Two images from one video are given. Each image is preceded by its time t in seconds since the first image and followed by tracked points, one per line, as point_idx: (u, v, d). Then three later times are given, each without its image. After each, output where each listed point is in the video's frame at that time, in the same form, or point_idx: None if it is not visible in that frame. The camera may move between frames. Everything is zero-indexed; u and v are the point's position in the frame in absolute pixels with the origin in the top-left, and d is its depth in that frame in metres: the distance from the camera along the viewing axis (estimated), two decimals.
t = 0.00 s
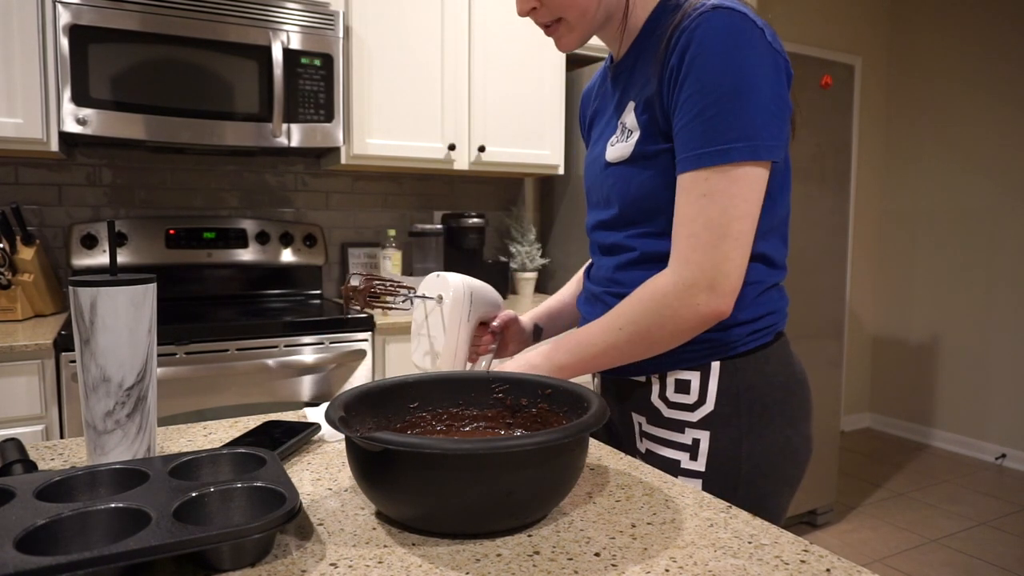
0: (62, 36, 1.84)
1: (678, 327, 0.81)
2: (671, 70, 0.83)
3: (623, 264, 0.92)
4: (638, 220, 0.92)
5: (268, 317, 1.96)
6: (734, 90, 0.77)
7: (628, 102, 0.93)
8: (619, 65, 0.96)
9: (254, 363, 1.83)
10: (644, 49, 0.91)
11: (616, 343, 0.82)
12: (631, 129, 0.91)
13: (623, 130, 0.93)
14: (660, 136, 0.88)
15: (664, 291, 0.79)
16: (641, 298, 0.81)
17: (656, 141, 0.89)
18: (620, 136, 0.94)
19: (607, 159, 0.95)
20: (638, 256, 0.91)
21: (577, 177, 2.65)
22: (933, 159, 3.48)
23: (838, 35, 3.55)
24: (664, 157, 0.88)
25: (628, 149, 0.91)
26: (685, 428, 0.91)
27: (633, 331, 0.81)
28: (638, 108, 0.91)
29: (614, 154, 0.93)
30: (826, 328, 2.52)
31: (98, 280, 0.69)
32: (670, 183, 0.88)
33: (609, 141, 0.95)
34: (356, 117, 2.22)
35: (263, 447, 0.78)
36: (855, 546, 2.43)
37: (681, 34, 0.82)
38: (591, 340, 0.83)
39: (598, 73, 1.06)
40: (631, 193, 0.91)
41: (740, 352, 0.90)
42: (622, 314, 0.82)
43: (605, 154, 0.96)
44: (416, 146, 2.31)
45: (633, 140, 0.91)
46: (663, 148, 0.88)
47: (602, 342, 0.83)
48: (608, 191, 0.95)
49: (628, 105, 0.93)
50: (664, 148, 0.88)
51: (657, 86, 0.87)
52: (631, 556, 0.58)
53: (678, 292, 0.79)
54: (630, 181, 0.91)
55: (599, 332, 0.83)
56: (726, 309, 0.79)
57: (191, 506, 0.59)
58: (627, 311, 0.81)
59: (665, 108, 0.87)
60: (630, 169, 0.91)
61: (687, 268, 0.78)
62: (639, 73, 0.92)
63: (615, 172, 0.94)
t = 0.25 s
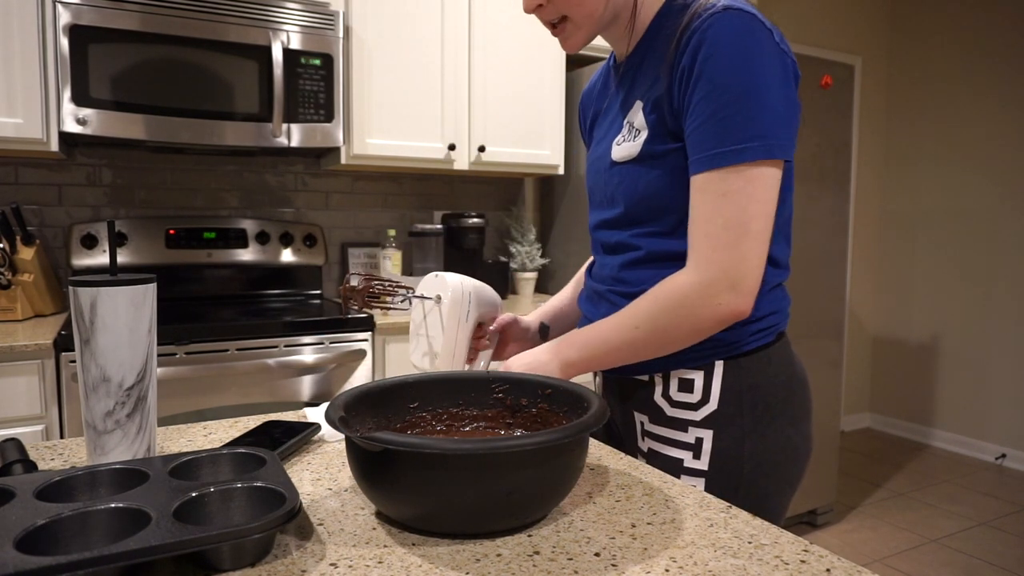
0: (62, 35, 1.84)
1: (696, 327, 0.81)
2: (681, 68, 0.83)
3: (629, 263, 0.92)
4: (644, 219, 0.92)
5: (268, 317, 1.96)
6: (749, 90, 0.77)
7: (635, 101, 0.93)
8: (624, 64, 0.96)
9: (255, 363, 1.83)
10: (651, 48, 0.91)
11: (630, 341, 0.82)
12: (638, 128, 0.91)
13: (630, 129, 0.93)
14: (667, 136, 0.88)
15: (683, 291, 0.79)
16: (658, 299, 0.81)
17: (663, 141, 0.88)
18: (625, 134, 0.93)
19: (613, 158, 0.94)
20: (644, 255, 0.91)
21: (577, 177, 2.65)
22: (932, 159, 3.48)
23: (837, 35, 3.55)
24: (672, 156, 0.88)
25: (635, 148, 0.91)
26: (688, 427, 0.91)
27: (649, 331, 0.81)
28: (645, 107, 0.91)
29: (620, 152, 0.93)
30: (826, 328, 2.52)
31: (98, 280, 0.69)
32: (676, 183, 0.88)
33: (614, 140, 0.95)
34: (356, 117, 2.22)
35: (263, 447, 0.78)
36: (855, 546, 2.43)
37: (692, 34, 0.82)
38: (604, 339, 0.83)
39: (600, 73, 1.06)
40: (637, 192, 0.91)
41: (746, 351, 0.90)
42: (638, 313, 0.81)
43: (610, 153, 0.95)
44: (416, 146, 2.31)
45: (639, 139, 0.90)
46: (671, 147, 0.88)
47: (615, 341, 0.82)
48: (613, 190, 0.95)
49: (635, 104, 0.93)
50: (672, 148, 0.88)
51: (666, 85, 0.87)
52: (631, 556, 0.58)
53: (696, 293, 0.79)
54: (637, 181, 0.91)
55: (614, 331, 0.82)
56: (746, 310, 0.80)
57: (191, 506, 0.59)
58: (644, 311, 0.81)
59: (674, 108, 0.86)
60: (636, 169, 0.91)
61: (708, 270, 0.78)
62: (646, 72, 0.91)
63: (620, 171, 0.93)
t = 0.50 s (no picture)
0: (62, 35, 1.84)
1: (771, 325, 0.77)
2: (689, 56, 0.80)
3: (627, 258, 0.90)
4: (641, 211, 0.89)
5: (268, 317, 1.96)
6: (770, 77, 0.74)
7: (635, 91, 0.90)
8: (623, 54, 0.93)
9: (254, 363, 1.83)
10: (649, 39, 0.89)
11: (700, 340, 0.75)
12: (640, 119, 0.88)
13: (628, 119, 0.90)
14: (667, 127, 0.86)
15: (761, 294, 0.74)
16: (735, 296, 0.75)
17: (664, 133, 0.86)
18: (622, 125, 0.91)
19: (609, 149, 0.92)
20: (642, 249, 0.89)
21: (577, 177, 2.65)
22: (932, 159, 3.48)
23: (838, 35, 3.55)
24: (674, 148, 0.85)
25: (635, 139, 0.88)
26: (681, 424, 0.91)
27: (724, 330, 0.75)
28: (646, 97, 0.88)
29: (619, 143, 0.90)
30: (826, 328, 2.52)
31: (98, 280, 0.69)
32: (677, 176, 0.86)
33: (611, 130, 0.92)
34: (356, 117, 2.22)
35: (263, 447, 0.78)
36: (855, 546, 2.43)
37: (701, 20, 0.79)
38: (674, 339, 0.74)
39: (593, 64, 1.04)
40: (635, 185, 0.88)
41: (748, 347, 0.91)
42: (715, 312, 0.75)
43: (607, 144, 0.93)
44: (416, 146, 2.31)
45: (640, 130, 0.88)
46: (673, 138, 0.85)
47: (687, 341, 0.74)
48: (609, 181, 0.92)
49: (634, 94, 0.90)
50: (673, 140, 0.85)
51: (671, 74, 0.84)
52: (631, 556, 0.58)
53: (785, 290, 0.74)
54: (634, 173, 0.88)
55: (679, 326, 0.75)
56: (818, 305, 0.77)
57: (191, 506, 0.59)
58: (721, 309, 0.75)
59: (676, 98, 0.84)
60: (634, 160, 0.88)
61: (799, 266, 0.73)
62: (647, 61, 0.89)
63: (617, 162, 0.91)
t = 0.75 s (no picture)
0: (62, 35, 1.84)
1: (780, 322, 0.76)
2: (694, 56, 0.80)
3: (630, 259, 0.90)
4: (644, 211, 0.89)
5: (268, 317, 1.96)
6: (778, 78, 0.74)
7: (638, 90, 0.90)
8: (625, 53, 0.93)
9: (254, 363, 1.83)
10: (652, 39, 0.89)
11: (711, 337, 0.74)
12: (643, 118, 0.88)
13: (630, 118, 0.89)
14: (671, 126, 0.85)
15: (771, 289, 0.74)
16: (747, 292, 0.74)
17: (668, 132, 0.85)
18: (624, 124, 0.90)
19: (611, 148, 0.91)
20: (645, 248, 0.88)
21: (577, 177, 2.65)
22: (933, 159, 3.48)
23: (838, 35, 3.55)
24: (677, 148, 0.85)
25: (638, 138, 0.87)
26: (684, 424, 0.91)
27: (736, 326, 0.74)
28: (649, 96, 0.87)
29: (621, 142, 0.90)
30: (826, 328, 2.52)
31: (98, 280, 0.69)
32: (681, 176, 0.85)
33: (612, 129, 0.92)
34: (355, 117, 2.22)
35: (263, 447, 0.78)
36: (855, 546, 2.43)
37: (707, 19, 0.79)
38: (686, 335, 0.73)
39: (593, 64, 1.03)
40: (638, 184, 0.88)
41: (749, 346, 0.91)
42: (728, 307, 0.74)
43: (608, 142, 0.92)
44: (416, 146, 2.31)
45: (643, 129, 0.87)
46: (677, 138, 0.85)
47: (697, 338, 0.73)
48: (610, 180, 0.92)
49: (637, 93, 0.90)
50: (677, 139, 0.85)
51: (676, 73, 0.84)
52: (631, 556, 0.58)
53: (797, 287, 0.73)
54: (636, 172, 0.88)
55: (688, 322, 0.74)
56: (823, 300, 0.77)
57: (191, 506, 0.59)
58: (732, 304, 0.74)
59: (681, 98, 0.84)
60: (637, 159, 0.88)
61: (810, 264, 0.73)
62: (650, 60, 0.88)
63: (619, 161, 0.90)
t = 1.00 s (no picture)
0: (62, 35, 1.84)
1: (794, 316, 0.75)
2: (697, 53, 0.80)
3: (634, 258, 0.90)
4: (649, 210, 0.89)
5: (268, 317, 1.96)
6: (785, 74, 0.74)
7: (641, 88, 0.90)
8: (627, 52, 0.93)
9: (255, 363, 1.83)
10: (654, 37, 0.89)
11: (726, 330, 0.71)
12: (647, 116, 0.88)
13: (635, 117, 0.89)
14: (676, 124, 0.85)
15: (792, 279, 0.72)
16: (765, 285, 0.72)
17: (673, 130, 0.85)
18: (629, 122, 0.90)
19: (615, 146, 0.91)
20: (651, 247, 0.88)
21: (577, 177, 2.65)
22: (933, 159, 3.48)
23: (838, 35, 3.55)
24: (682, 146, 0.85)
25: (643, 136, 0.87)
26: (691, 427, 0.90)
27: (752, 320, 0.72)
28: (654, 94, 0.87)
29: (625, 141, 0.90)
30: (826, 327, 2.52)
31: (98, 280, 0.69)
32: (687, 174, 0.85)
33: (616, 128, 0.92)
34: (355, 117, 2.22)
35: (263, 447, 0.78)
36: (855, 546, 2.43)
37: (711, 15, 0.79)
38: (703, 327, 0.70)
39: (595, 64, 1.03)
40: (642, 182, 0.88)
41: (754, 346, 0.90)
42: (744, 299, 0.72)
43: (612, 141, 0.92)
44: (416, 146, 2.31)
45: (648, 128, 0.87)
46: (682, 136, 0.85)
47: (713, 331, 0.70)
48: (613, 179, 0.92)
49: (641, 92, 0.90)
50: (682, 137, 0.85)
51: (680, 70, 0.84)
52: (631, 556, 0.58)
53: (811, 283, 0.72)
54: (641, 170, 0.88)
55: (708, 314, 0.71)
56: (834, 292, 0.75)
57: (191, 506, 0.59)
58: (753, 295, 0.72)
59: (687, 95, 0.83)
60: (641, 158, 0.88)
61: (826, 259, 0.71)
62: (654, 58, 0.88)
63: (623, 160, 0.90)
